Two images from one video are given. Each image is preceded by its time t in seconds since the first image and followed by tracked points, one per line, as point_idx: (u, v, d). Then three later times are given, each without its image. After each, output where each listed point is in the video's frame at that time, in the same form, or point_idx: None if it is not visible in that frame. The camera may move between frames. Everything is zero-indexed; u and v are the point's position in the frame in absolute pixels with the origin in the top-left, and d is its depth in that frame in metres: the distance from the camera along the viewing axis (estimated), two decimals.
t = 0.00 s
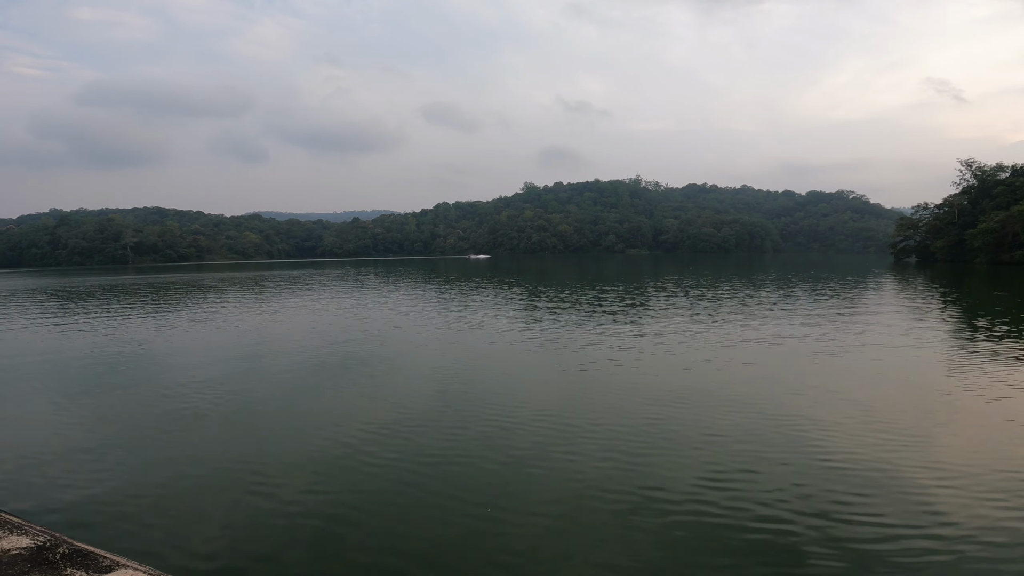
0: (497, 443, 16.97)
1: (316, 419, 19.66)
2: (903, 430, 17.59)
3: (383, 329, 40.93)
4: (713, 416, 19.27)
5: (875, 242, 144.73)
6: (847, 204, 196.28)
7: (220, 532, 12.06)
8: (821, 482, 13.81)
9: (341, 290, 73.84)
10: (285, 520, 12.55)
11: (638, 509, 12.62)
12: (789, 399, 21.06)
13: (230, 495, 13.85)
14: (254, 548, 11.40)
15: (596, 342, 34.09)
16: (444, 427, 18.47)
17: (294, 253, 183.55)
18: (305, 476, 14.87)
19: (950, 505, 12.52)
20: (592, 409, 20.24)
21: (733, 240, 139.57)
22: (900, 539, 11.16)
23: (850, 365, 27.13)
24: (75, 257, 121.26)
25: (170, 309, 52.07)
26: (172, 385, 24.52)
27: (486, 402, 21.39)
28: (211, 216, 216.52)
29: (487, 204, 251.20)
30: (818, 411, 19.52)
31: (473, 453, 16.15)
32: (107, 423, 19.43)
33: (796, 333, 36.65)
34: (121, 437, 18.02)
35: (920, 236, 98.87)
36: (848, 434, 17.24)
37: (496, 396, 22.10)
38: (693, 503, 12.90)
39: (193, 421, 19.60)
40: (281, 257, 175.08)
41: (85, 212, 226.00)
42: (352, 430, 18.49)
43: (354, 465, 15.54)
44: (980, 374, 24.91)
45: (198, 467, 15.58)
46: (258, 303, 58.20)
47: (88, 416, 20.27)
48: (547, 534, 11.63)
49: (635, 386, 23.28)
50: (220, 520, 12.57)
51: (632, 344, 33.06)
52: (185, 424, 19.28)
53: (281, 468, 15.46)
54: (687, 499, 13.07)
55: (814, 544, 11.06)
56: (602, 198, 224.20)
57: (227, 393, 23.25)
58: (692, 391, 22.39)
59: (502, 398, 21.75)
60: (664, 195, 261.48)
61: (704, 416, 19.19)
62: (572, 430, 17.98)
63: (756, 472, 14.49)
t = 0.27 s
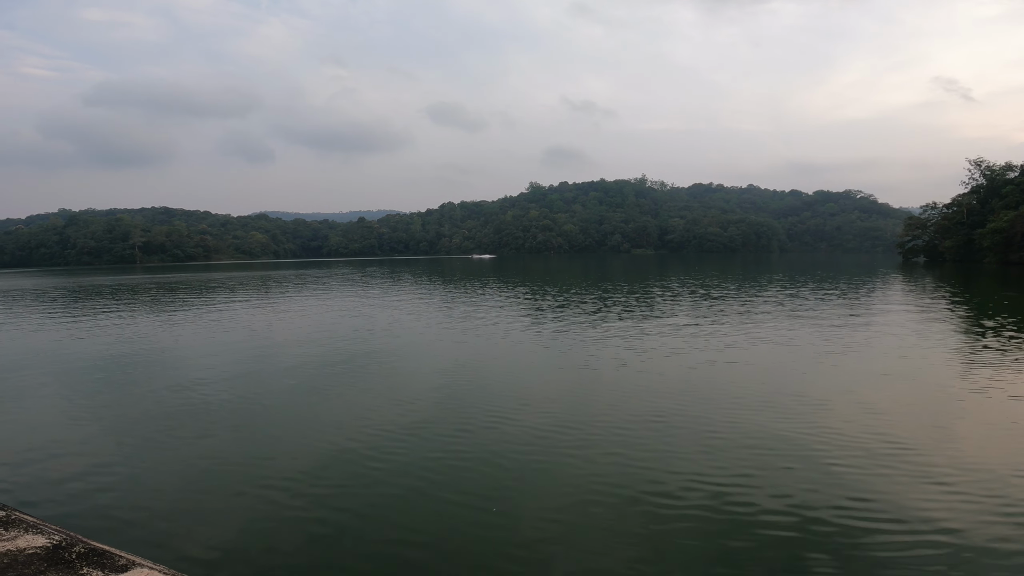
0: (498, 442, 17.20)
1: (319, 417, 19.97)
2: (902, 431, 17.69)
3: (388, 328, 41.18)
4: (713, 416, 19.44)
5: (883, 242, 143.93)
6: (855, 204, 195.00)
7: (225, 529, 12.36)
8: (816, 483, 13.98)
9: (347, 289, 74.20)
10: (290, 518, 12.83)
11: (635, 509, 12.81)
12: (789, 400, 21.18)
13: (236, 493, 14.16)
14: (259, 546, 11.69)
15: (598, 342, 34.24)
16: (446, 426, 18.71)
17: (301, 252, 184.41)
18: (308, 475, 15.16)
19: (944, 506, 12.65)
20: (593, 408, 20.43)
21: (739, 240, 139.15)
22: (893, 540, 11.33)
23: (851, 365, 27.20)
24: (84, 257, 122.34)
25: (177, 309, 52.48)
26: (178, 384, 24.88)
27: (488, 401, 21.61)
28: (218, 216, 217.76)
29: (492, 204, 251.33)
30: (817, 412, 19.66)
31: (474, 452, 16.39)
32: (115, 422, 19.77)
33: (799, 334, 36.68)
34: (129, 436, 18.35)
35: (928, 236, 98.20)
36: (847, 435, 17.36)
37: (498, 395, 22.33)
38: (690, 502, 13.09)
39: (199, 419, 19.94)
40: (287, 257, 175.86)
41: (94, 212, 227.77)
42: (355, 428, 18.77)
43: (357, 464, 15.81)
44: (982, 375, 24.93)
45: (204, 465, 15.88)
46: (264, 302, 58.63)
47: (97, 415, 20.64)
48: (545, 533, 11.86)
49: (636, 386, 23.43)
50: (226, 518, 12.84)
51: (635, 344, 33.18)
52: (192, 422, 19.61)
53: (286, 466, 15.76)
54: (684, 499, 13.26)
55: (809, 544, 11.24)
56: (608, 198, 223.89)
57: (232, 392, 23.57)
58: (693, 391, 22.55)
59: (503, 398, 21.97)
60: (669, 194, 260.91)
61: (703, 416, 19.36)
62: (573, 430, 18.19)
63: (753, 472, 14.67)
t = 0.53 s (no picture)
0: (504, 442, 17.15)
1: (325, 416, 19.96)
2: (911, 431, 17.58)
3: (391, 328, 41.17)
4: (720, 415, 19.35)
5: (887, 242, 143.27)
6: (859, 203, 194.13)
7: (235, 528, 12.33)
8: (827, 482, 13.88)
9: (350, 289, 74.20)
10: (300, 516, 12.80)
11: (645, 508, 12.74)
12: (796, 399, 21.10)
13: (244, 492, 14.14)
14: (269, 545, 11.66)
15: (602, 342, 34.15)
16: (452, 425, 18.68)
17: (304, 252, 184.83)
18: (316, 473, 15.15)
19: (958, 506, 12.54)
20: (598, 408, 20.37)
21: (743, 240, 138.75)
22: (908, 539, 11.21)
23: (858, 365, 27.09)
24: (89, 257, 122.68)
25: (181, 309, 52.44)
26: (183, 384, 24.90)
27: (493, 401, 21.58)
28: (223, 216, 218.35)
29: (495, 204, 251.12)
30: (824, 412, 19.57)
31: (481, 452, 16.34)
32: (121, 421, 19.78)
33: (804, 333, 36.54)
34: (135, 435, 18.36)
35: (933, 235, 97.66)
36: (856, 435, 17.26)
37: (503, 395, 22.28)
38: (701, 502, 13.01)
39: (205, 418, 19.92)
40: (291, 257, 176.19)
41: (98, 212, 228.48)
42: (362, 428, 18.75)
43: (364, 463, 15.79)
44: (990, 375, 24.78)
45: (211, 464, 15.86)
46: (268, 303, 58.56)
47: (102, 414, 20.64)
48: (556, 532, 11.80)
49: (642, 386, 23.36)
50: (235, 517, 12.82)
51: (639, 343, 33.09)
52: (198, 422, 19.60)
53: (293, 465, 15.75)
54: (694, 499, 13.18)
55: (824, 544, 11.14)
56: (611, 198, 223.50)
57: (237, 392, 23.58)
58: (699, 390, 22.47)
59: (508, 397, 21.94)
60: (672, 194, 260.24)
61: (710, 416, 19.28)
62: (579, 429, 18.13)
63: (763, 472, 14.58)
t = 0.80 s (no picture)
0: (512, 442, 17.06)
1: (332, 415, 19.94)
2: (923, 431, 17.40)
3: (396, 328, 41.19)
4: (727, 415, 19.22)
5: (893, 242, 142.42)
6: (865, 204, 193.24)
7: (243, 528, 12.29)
8: (838, 483, 13.73)
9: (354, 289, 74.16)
10: (308, 516, 12.74)
11: (655, 509, 12.63)
12: (804, 399, 20.97)
13: (252, 492, 14.09)
14: (278, 545, 11.60)
15: (607, 341, 34.06)
16: (459, 425, 18.62)
17: (309, 252, 185.15)
18: (324, 473, 15.10)
19: (974, 508, 12.36)
20: (604, 408, 20.29)
21: (748, 240, 138.20)
22: (925, 542, 11.05)
23: (865, 365, 26.92)
24: (96, 257, 123.27)
25: (185, 309, 52.46)
26: (188, 383, 24.93)
27: (498, 400, 21.53)
28: (228, 216, 218.95)
29: (499, 204, 251.28)
30: (833, 412, 19.43)
31: (489, 451, 16.26)
32: (126, 421, 19.74)
33: (810, 333, 36.36)
34: (141, 434, 18.32)
35: (939, 235, 97.02)
36: (866, 435, 17.10)
37: (508, 394, 22.22)
38: (711, 503, 12.88)
39: (212, 418, 19.92)
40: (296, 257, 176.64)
41: (105, 213, 229.98)
42: (368, 427, 18.70)
43: (372, 462, 15.73)
44: (1000, 375, 24.57)
45: (218, 463, 15.83)
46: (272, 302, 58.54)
47: (108, 413, 20.67)
48: (566, 533, 11.69)
49: (647, 385, 23.26)
50: (243, 516, 12.77)
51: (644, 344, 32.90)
52: (204, 421, 19.58)
53: (301, 464, 15.71)
54: (705, 500, 13.05)
55: (838, 546, 11.01)
56: (615, 198, 223.06)
57: (242, 391, 23.59)
58: (706, 390, 22.35)
59: (514, 397, 21.87)
60: (677, 194, 259.54)
61: (718, 416, 19.16)
62: (586, 429, 18.04)
63: (773, 473, 14.44)
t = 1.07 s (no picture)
0: (516, 442, 16.97)
1: (335, 415, 19.94)
2: (932, 432, 17.19)
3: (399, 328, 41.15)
4: (733, 416, 19.06)
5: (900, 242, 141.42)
6: (871, 203, 191.85)
7: (248, 527, 12.26)
8: (844, 484, 13.64)
9: (359, 289, 74.21)
10: (313, 515, 12.70)
11: (662, 510, 12.51)
12: (808, 400, 20.82)
13: (256, 491, 14.05)
14: (282, 544, 11.55)
15: (611, 342, 33.93)
16: (462, 425, 18.59)
17: (314, 252, 185.57)
18: (328, 473, 15.04)
19: (985, 510, 12.17)
20: (608, 408, 20.19)
21: (753, 240, 137.51)
22: (935, 545, 10.89)
23: (872, 366, 26.70)
24: (103, 257, 123.95)
25: (190, 309, 52.56)
26: (193, 382, 24.94)
27: (501, 400, 21.44)
28: (234, 215, 219.81)
29: (503, 203, 251.15)
30: (839, 413, 19.24)
31: (493, 452, 16.17)
32: (132, 420, 19.79)
33: (815, 333, 36.16)
34: (147, 433, 18.37)
35: (947, 235, 96.03)
36: (874, 436, 16.94)
37: (511, 394, 22.17)
38: (719, 505, 12.75)
39: (217, 417, 19.95)
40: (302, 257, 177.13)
41: (113, 212, 231.54)
42: (373, 427, 18.64)
43: (376, 462, 15.67)
44: (1007, 376, 24.39)
45: (223, 462, 15.81)
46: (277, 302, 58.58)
47: (114, 412, 20.72)
48: (572, 534, 11.61)
49: (652, 385, 23.18)
50: (248, 515, 12.77)
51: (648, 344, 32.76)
52: (210, 420, 19.62)
53: (306, 464, 15.69)
54: (712, 500, 12.95)
55: (848, 548, 10.86)
56: (620, 197, 222.56)
57: (246, 390, 23.65)
58: (710, 391, 22.20)
59: (517, 397, 21.81)
60: (682, 194, 258.72)
61: (724, 416, 19.05)
62: (591, 430, 17.95)
63: (781, 474, 14.29)
